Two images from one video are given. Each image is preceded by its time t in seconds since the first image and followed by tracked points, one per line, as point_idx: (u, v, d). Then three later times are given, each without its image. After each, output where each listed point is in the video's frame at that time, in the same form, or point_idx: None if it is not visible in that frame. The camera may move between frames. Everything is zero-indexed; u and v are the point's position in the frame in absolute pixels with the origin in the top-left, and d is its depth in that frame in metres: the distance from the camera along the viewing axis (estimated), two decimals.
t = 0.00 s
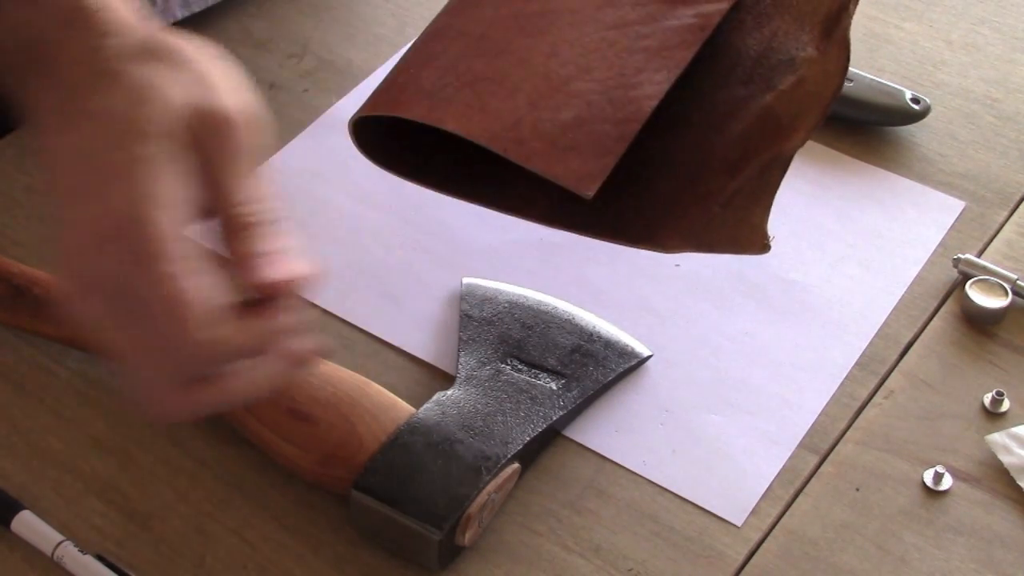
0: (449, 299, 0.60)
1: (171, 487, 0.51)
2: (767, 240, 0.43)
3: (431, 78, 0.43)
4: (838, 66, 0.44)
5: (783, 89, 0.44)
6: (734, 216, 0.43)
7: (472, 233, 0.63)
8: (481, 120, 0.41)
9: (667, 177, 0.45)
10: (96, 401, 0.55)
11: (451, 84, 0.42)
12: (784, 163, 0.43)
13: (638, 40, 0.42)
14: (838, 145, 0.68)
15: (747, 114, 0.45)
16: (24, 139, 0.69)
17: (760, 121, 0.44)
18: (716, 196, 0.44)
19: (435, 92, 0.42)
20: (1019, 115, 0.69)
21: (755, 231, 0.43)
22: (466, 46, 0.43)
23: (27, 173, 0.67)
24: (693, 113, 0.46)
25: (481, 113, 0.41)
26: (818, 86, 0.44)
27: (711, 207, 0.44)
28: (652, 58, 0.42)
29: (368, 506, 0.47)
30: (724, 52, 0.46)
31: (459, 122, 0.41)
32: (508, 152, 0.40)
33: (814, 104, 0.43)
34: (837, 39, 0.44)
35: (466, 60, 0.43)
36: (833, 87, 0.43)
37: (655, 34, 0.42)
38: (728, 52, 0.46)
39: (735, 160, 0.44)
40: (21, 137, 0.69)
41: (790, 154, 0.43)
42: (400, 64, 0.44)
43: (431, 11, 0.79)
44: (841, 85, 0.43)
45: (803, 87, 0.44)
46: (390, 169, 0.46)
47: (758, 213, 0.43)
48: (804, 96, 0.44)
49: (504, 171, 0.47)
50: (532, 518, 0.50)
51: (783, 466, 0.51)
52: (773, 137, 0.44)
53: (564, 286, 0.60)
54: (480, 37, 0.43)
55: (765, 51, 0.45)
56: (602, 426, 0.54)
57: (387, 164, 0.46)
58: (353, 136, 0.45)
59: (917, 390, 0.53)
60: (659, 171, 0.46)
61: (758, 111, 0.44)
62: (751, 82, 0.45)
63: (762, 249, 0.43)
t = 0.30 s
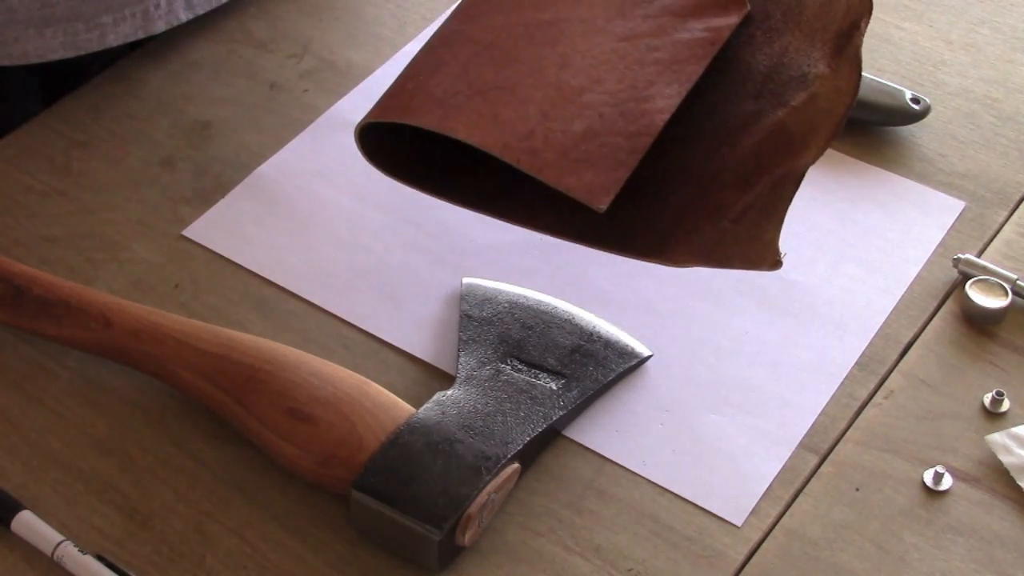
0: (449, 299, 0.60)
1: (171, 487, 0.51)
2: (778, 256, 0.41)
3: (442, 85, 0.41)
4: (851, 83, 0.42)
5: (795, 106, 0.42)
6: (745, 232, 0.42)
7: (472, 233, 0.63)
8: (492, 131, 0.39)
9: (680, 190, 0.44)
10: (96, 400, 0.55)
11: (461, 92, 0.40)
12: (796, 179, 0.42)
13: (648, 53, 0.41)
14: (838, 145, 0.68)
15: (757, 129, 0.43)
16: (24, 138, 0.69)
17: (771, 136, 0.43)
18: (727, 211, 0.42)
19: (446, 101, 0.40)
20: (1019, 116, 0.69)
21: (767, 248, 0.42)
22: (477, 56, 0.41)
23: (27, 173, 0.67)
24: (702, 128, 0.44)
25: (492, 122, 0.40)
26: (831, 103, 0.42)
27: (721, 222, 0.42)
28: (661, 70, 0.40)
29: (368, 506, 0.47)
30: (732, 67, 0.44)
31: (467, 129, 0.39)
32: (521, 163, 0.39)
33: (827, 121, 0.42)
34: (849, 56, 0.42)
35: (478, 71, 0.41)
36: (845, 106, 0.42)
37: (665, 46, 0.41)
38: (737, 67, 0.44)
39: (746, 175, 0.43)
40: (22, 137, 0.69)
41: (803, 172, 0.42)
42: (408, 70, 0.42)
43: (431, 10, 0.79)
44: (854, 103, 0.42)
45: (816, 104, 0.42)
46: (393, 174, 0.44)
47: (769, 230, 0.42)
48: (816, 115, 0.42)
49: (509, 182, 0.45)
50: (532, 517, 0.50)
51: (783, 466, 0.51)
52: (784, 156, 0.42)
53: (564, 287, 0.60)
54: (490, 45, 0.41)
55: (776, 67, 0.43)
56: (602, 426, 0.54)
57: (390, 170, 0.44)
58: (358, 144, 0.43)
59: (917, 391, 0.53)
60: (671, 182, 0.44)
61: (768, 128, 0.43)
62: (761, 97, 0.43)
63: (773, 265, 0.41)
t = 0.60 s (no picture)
0: (449, 299, 0.60)
1: (171, 487, 0.51)
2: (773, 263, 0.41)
3: (437, 88, 0.40)
4: (849, 89, 0.42)
5: (794, 112, 0.43)
6: (739, 239, 0.42)
7: (472, 233, 0.63)
8: (487, 134, 0.39)
9: (675, 198, 0.44)
10: (96, 400, 0.55)
11: (456, 95, 0.40)
12: (794, 184, 0.42)
13: (646, 58, 0.41)
14: (837, 145, 0.68)
15: (754, 137, 0.43)
16: (24, 138, 0.69)
17: (769, 143, 0.43)
18: (723, 218, 0.42)
19: (441, 104, 0.40)
20: (1020, 116, 0.69)
21: (761, 254, 0.41)
22: (472, 60, 0.41)
23: (26, 173, 0.67)
24: (701, 134, 0.45)
25: (487, 125, 0.39)
26: (830, 108, 0.42)
27: (717, 229, 0.42)
28: (660, 75, 0.40)
29: (368, 506, 0.47)
30: (733, 73, 0.44)
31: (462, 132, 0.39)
32: (515, 166, 0.38)
33: (825, 126, 0.42)
34: (849, 63, 0.43)
35: (474, 74, 0.40)
36: (844, 111, 0.42)
37: (664, 52, 0.41)
38: (737, 72, 0.44)
39: (742, 181, 0.42)
40: (21, 137, 0.69)
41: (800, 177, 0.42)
42: (403, 73, 0.42)
43: (431, 10, 0.79)
44: (852, 110, 0.42)
45: (815, 110, 0.42)
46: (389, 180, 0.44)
47: (765, 237, 0.41)
48: (814, 121, 0.42)
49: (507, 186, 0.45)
50: (532, 517, 0.50)
51: (784, 466, 0.51)
52: (782, 161, 0.42)
53: (564, 287, 0.60)
54: (487, 49, 0.41)
55: (775, 73, 0.43)
56: (602, 426, 0.54)
57: (383, 174, 0.44)
58: (352, 147, 0.43)
59: (917, 391, 0.53)
60: (667, 192, 0.44)
61: (766, 133, 0.43)
62: (760, 104, 0.43)
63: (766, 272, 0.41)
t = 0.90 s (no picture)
0: (449, 299, 0.60)
1: (171, 487, 0.51)
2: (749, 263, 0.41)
3: (417, 82, 0.40)
4: (833, 88, 0.41)
5: (774, 112, 0.41)
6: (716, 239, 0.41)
7: (471, 233, 0.63)
8: (461, 129, 0.38)
9: (652, 197, 0.43)
10: (96, 400, 0.55)
11: (433, 88, 0.39)
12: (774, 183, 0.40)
13: (627, 53, 0.40)
14: (837, 145, 0.68)
15: (733, 137, 0.42)
16: (24, 138, 0.69)
17: (749, 143, 0.41)
18: (701, 217, 0.41)
19: (418, 97, 0.39)
20: (1019, 116, 0.69)
21: (738, 254, 0.41)
22: (454, 54, 0.40)
23: (27, 173, 0.67)
24: (681, 133, 0.43)
25: (462, 120, 0.38)
26: (813, 109, 0.41)
27: (695, 227, 0.41)
28: (641, 70, 0.39)
29: (368, 506, 0.47)
30: (715, 73, 0.43)
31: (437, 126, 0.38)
32: (488, 159, 0.38)
33: (805, 128, 0.40)
34: (832, 63, 0.41)
35: (452, 68, 0.40)
36: (826, 110, 0.40)
37: (645, 46, 0.40)
38: (720, 73, 0.43)
39: (720, 181, 0.41)
40: (21, 137, 0.69)
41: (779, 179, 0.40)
42: (387, 67, 0.42)
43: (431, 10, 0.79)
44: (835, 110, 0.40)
45: (795, 110, 0.41)
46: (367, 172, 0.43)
47: (742, 237, 0.41)
48: (796, 121, 0.41)
49: (487, 183, 0.44)
50: (532, 517, 0.50)
51: (783, 466, 0.51)
52: (761, 162, 0.41)
53: (564, 287, 0.60)
54: (468, 41, 0.41)
55: (758, 72, 0.42)
56: (602, 426, 0.54)
57: (367, 166, 0.43)
58: (331, 138, 0.42)
59: (917, 391, 0.53)
60: (646, 187, 0.43)
61: (746, 133, 0.41)
62: (741, 104, 0.42)
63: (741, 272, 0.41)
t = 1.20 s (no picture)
0: (449, 299, 0.60)
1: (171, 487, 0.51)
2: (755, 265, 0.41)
3: (419, 80, 0.40)
4: (834, 94, 0.42)
5: (776, 115, 0.43)
6: (721, 241, 0.41)
7: (471, 233, 0.63)
8: (467, 126, 0.38)
9: (654, 199, 0.43)
10: (96, 401, 0.55)
11: (437, 88, 0.39)
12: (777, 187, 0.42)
13: (628, 51, 0.40)
14: (837, 145, 0.68)
15: (736, 139, 0.43)
16: (24, 138, 0.69)
17: (752, 146, 0.42)
18: (704, 221, 0.42)
19: (421, 97, 0.39)
20: (1019, 116, 0.69)
21: (744, 257, 0.41)
22: (455, 52, 0.40)
23: (27, 173, 0.67)
24: (681, 134, 0.44)
25: (467, 117, 0.38)
26: (814, 114, 0.42)
27: (700, 229, 0.42)
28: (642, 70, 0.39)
29: (368, 506, 0.47)
30: (716, 75, 0.44)
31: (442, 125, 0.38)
32: (495, 159, 0.38)
33: (807, 132, 0.42)
34: (832, 67, 0.42)
35: (454, 67, 0.40)
36: (828, 115, 0.42)
37: (646, 45, 0.40)
38: (720, 75, 0.44)
39: (723, 183, 0.42)
40: (21, 136, 0.69)
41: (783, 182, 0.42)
42: (386, 67, 0.41)
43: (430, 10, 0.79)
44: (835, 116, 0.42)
45: (797, 115, 0.42)
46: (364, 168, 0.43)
47: (746, 240, 0.41)
48: (797, 126, 0.42)
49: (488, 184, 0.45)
50: (532, 518, 0.50)
51: (783, 466, 0.51)
52: (765, 165, 0.42)
53: (564, 287, 0.60)
54: (469, 40, 0.40)
55: (758, 75, 0.43)
56: (602, 426, 0.54)
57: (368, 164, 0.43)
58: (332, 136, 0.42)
59: (917, 391, 0.53)
60: (647, 189, 0.43)
61: (749, 135, 0.43)
62: (742, 106, 0.43)
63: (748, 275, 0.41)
